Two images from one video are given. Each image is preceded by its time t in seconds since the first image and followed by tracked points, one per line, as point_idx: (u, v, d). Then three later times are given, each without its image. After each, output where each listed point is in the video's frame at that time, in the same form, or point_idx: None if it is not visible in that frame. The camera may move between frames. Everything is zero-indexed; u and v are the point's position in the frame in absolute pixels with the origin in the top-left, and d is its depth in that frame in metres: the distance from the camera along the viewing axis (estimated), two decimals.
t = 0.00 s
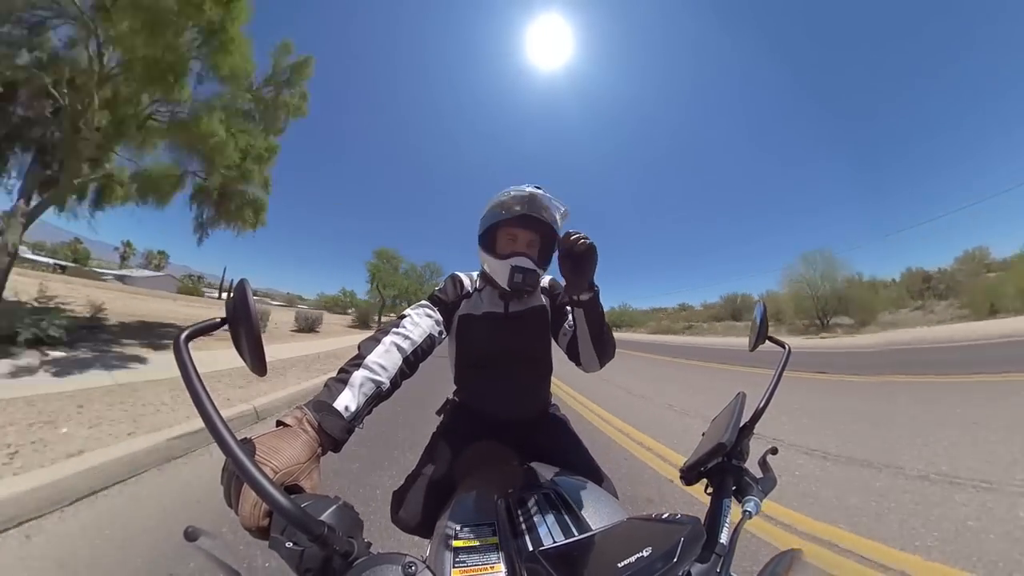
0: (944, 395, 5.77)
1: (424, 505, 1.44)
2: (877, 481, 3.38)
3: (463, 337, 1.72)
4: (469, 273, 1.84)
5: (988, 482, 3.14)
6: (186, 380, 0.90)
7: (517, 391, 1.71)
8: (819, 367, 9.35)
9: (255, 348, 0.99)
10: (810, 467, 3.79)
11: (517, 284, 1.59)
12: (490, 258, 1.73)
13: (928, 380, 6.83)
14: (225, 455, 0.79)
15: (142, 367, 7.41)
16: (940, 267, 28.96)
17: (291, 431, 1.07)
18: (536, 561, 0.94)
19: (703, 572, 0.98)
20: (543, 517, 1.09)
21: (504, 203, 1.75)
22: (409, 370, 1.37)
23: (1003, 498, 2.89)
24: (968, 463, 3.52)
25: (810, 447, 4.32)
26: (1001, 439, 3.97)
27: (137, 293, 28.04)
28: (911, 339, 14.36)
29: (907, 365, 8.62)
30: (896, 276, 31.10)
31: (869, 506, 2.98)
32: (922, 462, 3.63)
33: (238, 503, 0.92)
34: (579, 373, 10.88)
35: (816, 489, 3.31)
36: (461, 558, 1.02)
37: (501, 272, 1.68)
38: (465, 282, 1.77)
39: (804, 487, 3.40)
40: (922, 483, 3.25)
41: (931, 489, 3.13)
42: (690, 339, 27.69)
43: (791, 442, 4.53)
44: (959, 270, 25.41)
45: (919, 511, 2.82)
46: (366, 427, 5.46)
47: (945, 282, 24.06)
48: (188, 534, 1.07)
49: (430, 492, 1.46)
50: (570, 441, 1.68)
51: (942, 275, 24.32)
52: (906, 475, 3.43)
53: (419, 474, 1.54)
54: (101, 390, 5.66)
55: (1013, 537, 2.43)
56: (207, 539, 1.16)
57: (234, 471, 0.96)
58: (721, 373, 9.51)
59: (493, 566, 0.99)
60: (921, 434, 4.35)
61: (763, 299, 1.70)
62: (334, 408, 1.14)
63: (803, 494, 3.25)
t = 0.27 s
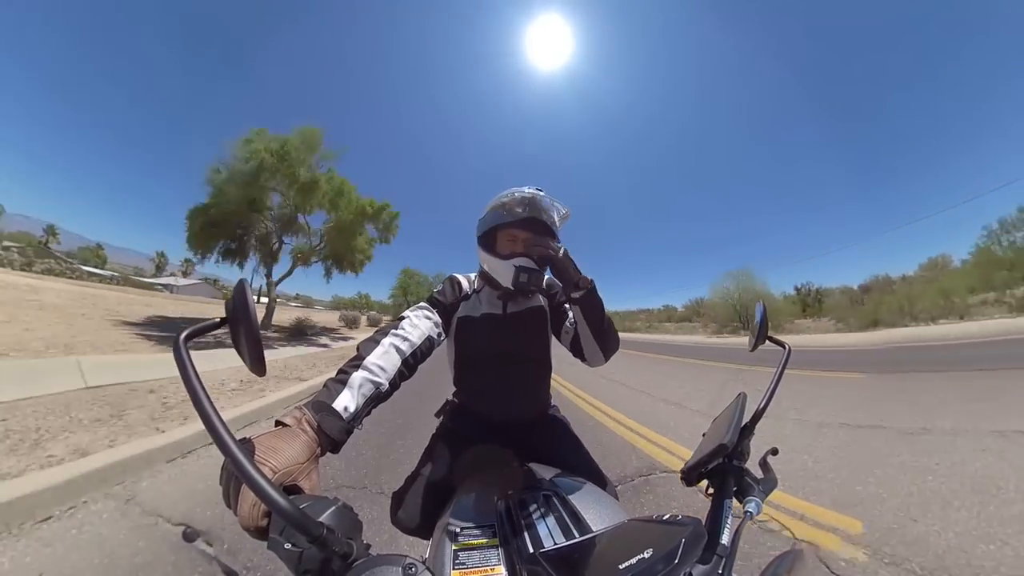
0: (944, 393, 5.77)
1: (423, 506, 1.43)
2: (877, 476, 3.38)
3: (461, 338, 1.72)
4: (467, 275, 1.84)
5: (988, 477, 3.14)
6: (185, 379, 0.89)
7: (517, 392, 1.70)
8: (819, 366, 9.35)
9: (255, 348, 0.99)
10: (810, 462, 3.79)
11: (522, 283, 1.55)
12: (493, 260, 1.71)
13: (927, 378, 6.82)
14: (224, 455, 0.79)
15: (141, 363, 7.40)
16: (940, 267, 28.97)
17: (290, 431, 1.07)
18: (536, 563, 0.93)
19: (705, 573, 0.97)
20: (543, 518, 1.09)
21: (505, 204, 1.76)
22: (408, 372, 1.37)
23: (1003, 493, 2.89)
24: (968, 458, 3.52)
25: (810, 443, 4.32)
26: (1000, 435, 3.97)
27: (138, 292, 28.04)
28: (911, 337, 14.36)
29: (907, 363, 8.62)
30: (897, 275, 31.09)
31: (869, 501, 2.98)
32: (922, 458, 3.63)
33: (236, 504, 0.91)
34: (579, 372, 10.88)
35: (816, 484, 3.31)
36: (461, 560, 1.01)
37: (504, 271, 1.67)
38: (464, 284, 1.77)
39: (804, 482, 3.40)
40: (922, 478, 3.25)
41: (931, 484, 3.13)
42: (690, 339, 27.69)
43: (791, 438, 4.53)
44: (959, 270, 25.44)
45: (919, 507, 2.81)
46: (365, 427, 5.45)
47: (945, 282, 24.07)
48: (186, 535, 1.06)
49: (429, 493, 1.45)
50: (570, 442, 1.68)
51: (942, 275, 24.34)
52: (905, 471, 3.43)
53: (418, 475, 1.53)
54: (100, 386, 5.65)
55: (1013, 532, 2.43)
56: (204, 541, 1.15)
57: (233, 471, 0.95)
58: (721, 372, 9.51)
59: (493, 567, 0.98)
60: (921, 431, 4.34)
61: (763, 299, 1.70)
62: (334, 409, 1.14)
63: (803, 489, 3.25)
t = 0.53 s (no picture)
0: (946, 391, 5.77)
1: (423, 511, 1.42)
2: (879, 478, 3.38)
3: (459, 343, 1.71)
4: (466, 280, 1.83)
5: (989, 477, 3.15)
6: (181, 385, 0.88)
7: (516, 395, 1.69)
8: (820, 366, 9.34)
9: (252, 354, 0.98)
10: (812, 465, 3.78)
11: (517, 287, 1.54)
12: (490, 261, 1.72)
13: (926, 377, 6.80)
14: (222, 462, 0.78)
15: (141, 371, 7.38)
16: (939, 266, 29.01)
17: (288, 437, 1.06)
18: (538, 567, 0.93)
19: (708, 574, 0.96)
20: (544, 521, 1.08)
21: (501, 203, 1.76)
22: (408, 378, 1.36)
23: (1005, 493, 2.89)
24: (970, 459, 3.51)
25: (810, 445, 4.32)
26: (1003, 435, 3.96)
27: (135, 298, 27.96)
28: (911, 336, 14.37)
29: (908, 361, 8.61)
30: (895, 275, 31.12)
31: (871, 502, 2.97)
32: (923, 459, 3.62)
33: (235, 511, 0.90)
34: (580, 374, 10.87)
35: (818, 486, 3.30)
36: (462, 565, 1.00)
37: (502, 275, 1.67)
38: (462, 290, 1.77)
39: (805, 484, 3.40)
40: (923, 479, 3.25)
41: (933, 485, 3.13)
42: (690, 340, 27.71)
43: (792, 439, 4.53)
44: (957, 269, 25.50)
45: (921, 508, 2.81)
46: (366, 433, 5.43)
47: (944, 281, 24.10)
48: (184, 544, 1.04)
49: (429, 498, 1.44)
50: (570, 444, 1.67)
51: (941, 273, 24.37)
52: (907, 472, 3.42)
53: (417, 480, 1.52)
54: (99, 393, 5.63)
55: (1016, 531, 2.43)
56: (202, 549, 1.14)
57: (230, 479, 0.94)
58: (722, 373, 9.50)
59: (495, 571, 0.97)
60: (923, 431, 4.34)
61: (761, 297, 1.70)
62: (333, 415, 1.13)
63: (805, 491, 3.25)
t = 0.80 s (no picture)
0: (944, 391, 5.78)
1: (422, 507, 1.43)
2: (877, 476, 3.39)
3: (459, 339, 1.72)
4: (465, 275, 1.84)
5: (986, 477, 3.16)
6: (180, 381, 0.89)
7: (514, 391, 1.70)
8: (819, 365, 9.36)
9: (250, 350, 0.98)
10: (811, 461, 3.80)
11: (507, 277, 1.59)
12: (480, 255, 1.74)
13: (923, 377, 6.81)
14: (221, 458, 0.78)
15: (140, 360, 7.38)
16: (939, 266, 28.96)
17: (288, 433, 1.06)
18: (537, 561, 0.93)
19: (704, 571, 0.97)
20: (542, 517, 1.09)
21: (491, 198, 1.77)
22: (407, 371, 1.36)
23: (1002, 492, 2.91)
24: (967, 457, 3.53)
25: (809, 442, 4.33)
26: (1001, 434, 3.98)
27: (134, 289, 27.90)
28: (910, 336, 14.38)
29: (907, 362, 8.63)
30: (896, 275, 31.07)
31: (869, 500, 2.99)
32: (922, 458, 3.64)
33: (235, 507, 0.91)
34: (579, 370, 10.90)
35: (816, 483, 3.32)
36: (461, 560, 1.01)
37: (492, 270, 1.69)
38: (461, 284, 1.77)
39: (804, 480, 3.42)
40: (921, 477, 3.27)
41: (931, 483, 3.14)
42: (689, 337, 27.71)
43: (790, 436, 4.54)
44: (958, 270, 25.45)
45: (919, 506, 2.83)
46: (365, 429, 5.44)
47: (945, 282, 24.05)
48: (186, 540, 1.05)
49: (429, 493, 1.45)
50: (568, 439, 1.68)
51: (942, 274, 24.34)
52: (905, 469, 3.44)
53: (417, 474, 1.53)
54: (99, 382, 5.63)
55: (1012, 531, 2.45)
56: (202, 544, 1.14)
57: (230, 474, 0.95)
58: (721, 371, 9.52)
59: (493, 566, 0.98)
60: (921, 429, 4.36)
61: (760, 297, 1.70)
62: (332, 410, 1.14)
63: (803, 488, 3.26)
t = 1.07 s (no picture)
0: (946, 389, 5.80)
1: (428, 510, 1.43)
2: (882, 469, 3.40)
3: (461, 342, 1.72)
4: (465, 278, 1.84)
5: (991, 471, 3.17)
6: (183, 392, 0.88)
7: (517, 392, 1.70)
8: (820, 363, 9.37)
9: (252, 358, 0.98)
10: (815, 456, 3.81)
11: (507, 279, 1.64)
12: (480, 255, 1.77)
13: (928, 374, 6.78)
14: (226, 467, 0.78)
15: (142, 364, 7.37)
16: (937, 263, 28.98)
17: (292, 440, 1.06)
18: (545, 561, 0.93)
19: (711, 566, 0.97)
20: (549, 516, 1.09)
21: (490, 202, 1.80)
22: (410, 377, 1.37)
23: (1007, 485, 2.92)
24: (971, 453, 3.54)
25: (812, 437, 4.34)
26: (1004, 431, 3.99)
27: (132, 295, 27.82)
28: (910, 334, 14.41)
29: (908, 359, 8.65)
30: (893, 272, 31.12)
31: (874, 493, 3.00)
32: (925, 452, 3.65)
33: (241, 515, 0.91)
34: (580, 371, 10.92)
35: (821, 477, 3.33)
36: (469, 562, 1.01)
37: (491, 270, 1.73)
38: (462, 287, 1.77)
39: (809, 474, 3.42)
40: (926, 471, 3.28)
41: (935, 477, 3.15)
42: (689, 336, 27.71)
43: (793, 432, 4.55)
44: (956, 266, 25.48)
45: (924, 498, 2.84)
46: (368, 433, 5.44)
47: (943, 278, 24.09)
48: (192, 550, 1.05)
49: (435, 497, 1.45)
50: (572, 439, 1.67)
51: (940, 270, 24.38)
52: (909, 464, 3.44)
53: (420, 477, 1.53)
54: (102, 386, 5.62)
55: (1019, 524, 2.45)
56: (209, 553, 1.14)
57: (235, 482, 0.95)
58: (722, 370, 9.53)
59: (501, 567, 0.98)
60: (924, 425, 4.37)
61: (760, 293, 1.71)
62: (335, 417, 1.14)
63: (808, 482, 3.27)
